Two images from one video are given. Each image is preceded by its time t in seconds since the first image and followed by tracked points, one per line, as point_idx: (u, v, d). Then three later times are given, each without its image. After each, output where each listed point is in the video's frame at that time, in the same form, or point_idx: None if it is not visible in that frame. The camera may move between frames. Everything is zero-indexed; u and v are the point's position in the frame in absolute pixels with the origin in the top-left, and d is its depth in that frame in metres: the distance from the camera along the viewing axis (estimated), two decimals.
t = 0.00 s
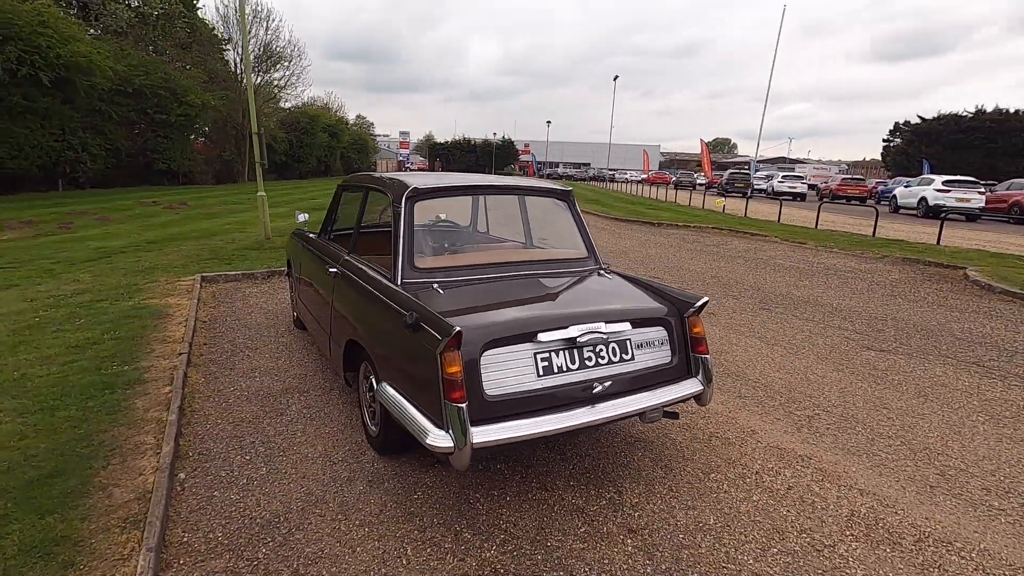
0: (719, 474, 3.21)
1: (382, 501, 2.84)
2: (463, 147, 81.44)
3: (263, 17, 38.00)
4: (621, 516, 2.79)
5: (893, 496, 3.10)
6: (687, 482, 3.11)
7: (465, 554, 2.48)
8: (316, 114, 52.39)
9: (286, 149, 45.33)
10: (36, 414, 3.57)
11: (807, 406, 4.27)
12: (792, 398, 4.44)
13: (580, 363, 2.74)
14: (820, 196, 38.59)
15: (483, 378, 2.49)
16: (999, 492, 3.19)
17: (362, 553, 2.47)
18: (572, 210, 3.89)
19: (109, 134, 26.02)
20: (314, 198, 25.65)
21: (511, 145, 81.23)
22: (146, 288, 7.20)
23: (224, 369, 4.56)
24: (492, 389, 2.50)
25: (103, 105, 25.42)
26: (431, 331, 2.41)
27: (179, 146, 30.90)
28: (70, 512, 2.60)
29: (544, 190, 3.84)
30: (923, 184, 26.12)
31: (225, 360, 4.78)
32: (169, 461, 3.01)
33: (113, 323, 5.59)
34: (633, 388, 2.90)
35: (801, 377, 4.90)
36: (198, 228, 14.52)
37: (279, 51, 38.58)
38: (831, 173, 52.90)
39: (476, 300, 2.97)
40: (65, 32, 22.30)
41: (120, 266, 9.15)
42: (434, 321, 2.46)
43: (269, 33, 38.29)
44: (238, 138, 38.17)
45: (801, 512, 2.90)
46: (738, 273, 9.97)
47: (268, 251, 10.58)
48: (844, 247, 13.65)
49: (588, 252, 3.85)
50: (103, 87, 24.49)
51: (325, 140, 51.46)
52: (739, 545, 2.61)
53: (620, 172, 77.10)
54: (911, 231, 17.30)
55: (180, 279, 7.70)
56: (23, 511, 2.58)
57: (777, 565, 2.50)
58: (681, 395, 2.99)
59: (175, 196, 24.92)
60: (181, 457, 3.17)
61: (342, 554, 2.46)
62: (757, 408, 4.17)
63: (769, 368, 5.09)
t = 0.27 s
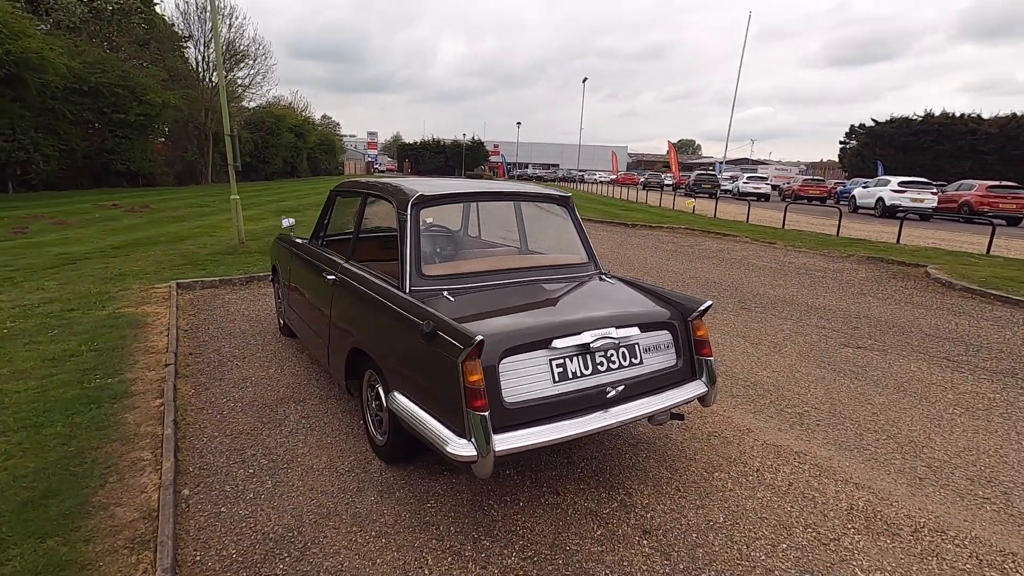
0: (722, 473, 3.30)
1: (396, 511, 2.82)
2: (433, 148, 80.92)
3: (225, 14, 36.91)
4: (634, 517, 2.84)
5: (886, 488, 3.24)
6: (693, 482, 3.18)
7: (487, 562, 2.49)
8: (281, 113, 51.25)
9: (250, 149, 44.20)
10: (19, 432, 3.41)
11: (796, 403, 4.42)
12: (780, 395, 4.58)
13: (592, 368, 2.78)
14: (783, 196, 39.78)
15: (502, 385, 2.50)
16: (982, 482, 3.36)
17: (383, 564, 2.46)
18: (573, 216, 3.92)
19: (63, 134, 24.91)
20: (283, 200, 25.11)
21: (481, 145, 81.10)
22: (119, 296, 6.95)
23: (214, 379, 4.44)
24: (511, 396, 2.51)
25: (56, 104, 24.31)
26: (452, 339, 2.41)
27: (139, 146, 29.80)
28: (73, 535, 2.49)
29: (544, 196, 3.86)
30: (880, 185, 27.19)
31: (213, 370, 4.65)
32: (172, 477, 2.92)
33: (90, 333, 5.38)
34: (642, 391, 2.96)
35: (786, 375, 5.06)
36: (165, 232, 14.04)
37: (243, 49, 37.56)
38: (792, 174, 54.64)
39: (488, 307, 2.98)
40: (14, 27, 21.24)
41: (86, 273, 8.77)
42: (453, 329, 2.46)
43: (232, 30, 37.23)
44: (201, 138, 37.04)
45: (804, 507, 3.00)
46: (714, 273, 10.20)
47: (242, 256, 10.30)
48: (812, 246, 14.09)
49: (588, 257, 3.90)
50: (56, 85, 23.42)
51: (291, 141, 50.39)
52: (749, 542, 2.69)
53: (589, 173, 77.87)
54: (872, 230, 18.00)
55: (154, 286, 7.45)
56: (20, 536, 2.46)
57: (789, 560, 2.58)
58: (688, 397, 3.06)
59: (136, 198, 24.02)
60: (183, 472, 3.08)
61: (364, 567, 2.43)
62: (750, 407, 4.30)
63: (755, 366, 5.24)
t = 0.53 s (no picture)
0: (739, 462, 3.37)
1: (426, 505, 2.84)
2: (417, 147, 80.53)
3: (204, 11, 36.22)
4: (660, 506, 2.89)
5: (897, 473, 3.34)
6: (713, 471, 3.25)
7: (522, 552, 2.52)
8: (263, 112, 50.55)
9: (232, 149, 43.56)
10: (33, 435, 3.36)
11: (802, 393, 4.52)
12: (786, 386, 4.68)
13: (618, 361, 2.83)
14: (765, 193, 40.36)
15: (534, 378, 2.54)
16: (987, 465, 3.48)
17: (420, 557, 2.48)
18: (587, 211, 3.96)
19: (39, 134, 24.33)
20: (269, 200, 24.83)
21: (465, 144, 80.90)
22: (114, 297, 6.85)
23: (224, 379, 4.41)
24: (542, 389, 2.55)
25: (31, 103, 23.73)
26: (486, 333, 2.44)
27: (118, 146, 29.24)
28: (104, 535, 2.47)
29: (558, 193, 3.89)
30: (861, 182, 27.72)
31: (222, 370, 4.61)
32: (198, 476, 2.90)
33: (91, 335, 5.30)
34: (665, 383, 3.01)
35: (790, 366, 5.17)
36: (151, 233, 13.82)
37: (223, 47, 36.92)
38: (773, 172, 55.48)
39: (512, 302, 3.01)
40: None
41: (76, 274, 8.61)
42: (485, 324, 2.49)
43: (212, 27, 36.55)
44: (181, 138, 36.43)
45: (822, 493, 3.08)
46: (707, 269, 10.34)
47: (235, 256, 10.18)
48: (799, 242, 14.33)
49: (602, 252, 3.94)
50: (32, 83, 22.85)
51: (273, 140, 49.77)
52: (774, 527, 2.76)
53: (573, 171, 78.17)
54: (855, 226, 18.36)
55: (150, 287, 7.35)
56: (50, 538, 2.44)
57: (814, 543, 2.65)
58: (709, 389, 3.12)
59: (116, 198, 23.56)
60: (207, 472, 3.06)
61: (402, 561, 2.45)
62: (759, 398, 4.38)
63: (759, 359, 5.34)
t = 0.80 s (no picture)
0: (757, 454, 3.49)
1: (464, 502, 2.90)
2: (396, 146, 79.96)
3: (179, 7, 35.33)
4: (689, 497, 2.99)
5: (906, 461, 3.51)
6: (733, 463, 3.37)
7: (565, 546, 2.59)
8: (240, 111, 49.62)
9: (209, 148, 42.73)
10: (57, 442, 3.33)
11: (806, 387, 4.68)
12: (790, 380, 4.84)
13: (649, 357, 2.92)
14: (744, 192, 41.06)
15: (574, 374, 2.62)
16: (987, 451, 3.67)
17: (466, 552, 2.54)
18: (602, 211, 4.06)
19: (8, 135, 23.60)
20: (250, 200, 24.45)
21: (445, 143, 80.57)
22: (112, 302, 6.74)
23: (240, 383, 4.39)
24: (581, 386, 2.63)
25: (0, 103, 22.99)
26: (529, 332, 2.51)
27: (92, 146, 28.50)
28: (151, 540, 2.48)
29: (574, 193, 3.97)
30: (837, 179, 28.40)
31: (237, 373, 4.59)
32: (235, 479, 2.92)
33: (96, 341, 5.23)
34: (690, 379, 3.11)
35: (792, 361, 5.33)
36: (135, 236, 13.53)
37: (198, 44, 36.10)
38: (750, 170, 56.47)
39: (543, 303, 3.08)
40: None
41: (65, 279, 8.43)
42: (526, 324, 2.56)
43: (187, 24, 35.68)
44: (156, 137, 35.61)
45: (840, 481, 3.22)
46: (698, 267, 10.51)
47: (227, 258, 10.04)
48: (783, 239, 14.64)
49: (618, 252, 4.04)
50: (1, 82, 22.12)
51: (250, 139, 48.92)
52: (799, 514, 2.90)
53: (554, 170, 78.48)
54: (834, 223, 18.82)
55: (146, 292, 7.25)
56: (97, 544, 2.44)
57: (839, 529, 2.78)
58: (732, 382, 3.25)
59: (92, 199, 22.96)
60: (242, 475, 3.08)
61: (449, 556, 2.51)
62: (767, 392, 4.53)
63: (763, 354, 5.49)
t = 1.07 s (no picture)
0: (769, 449, 3.56)
1: (490, 505, 2.89)
2: (374, 144, 79.09)
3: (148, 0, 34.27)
4: (710, 493, 3.04)
5: (912, 452, 3.62)
6: (747, 458, 3.43)
7: (597, 545, 2.61)
8: (212, 108, 48.44)
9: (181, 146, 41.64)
10: (62, 454, 3.21)
11: (807, 381, 4.78)
12: (790, 375, 4.94)
13: (672, 356, 2.95)
14: (721, 189, 41.69)
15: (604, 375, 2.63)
16: (986, 441, 3.80)
17: (499, 555, 2.53)
18: (613, 211, 4.07)
19: None
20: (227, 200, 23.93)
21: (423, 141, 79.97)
22: (97, 306, 6.54)
23: (244, 388, 4.30)
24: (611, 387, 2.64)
25: None
26: (562, 334, 2.51)
27: (58, 144, 27.53)
28: (176, 553, 2.41)
29: (585, 194, 3.98)
30: (811, 177, 29.03)
31: (239, 378, 4.49)
32: (257, 487, 2.86)
33: (86, 347, 5.06)
34: (710, 377, 3.15)
35: (790, 356, 5.44)
36: (111, 237, 13.12)
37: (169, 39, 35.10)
38: (726, 168, 57.40)
39: (565, 304, 3.09)
40: None
41: (43, 282, 8.14)
42: (558, 325, 2.57)
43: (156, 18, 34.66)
44: (126, 135, 34.56)
45: (853, 474, 3.30)
46: (687, 264, 10.65)
47: (211, 260, 9.79)
48: (764, 236, 14.92)
49: (629, 252, 4.06)
50: None
51: (223, 137, 47.82)
52: (818, 506, 2.97)
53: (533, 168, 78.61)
54: (811, 219, 19.25)
55: (132, 295, 7.04)
56: (121, 558, 2.36)
57: (858, 520, 2.85)
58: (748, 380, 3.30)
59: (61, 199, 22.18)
60: (261, 483, 3.02)
61: (483, 560, 2.50)
62: (771, 387, 4.61)
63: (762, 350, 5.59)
